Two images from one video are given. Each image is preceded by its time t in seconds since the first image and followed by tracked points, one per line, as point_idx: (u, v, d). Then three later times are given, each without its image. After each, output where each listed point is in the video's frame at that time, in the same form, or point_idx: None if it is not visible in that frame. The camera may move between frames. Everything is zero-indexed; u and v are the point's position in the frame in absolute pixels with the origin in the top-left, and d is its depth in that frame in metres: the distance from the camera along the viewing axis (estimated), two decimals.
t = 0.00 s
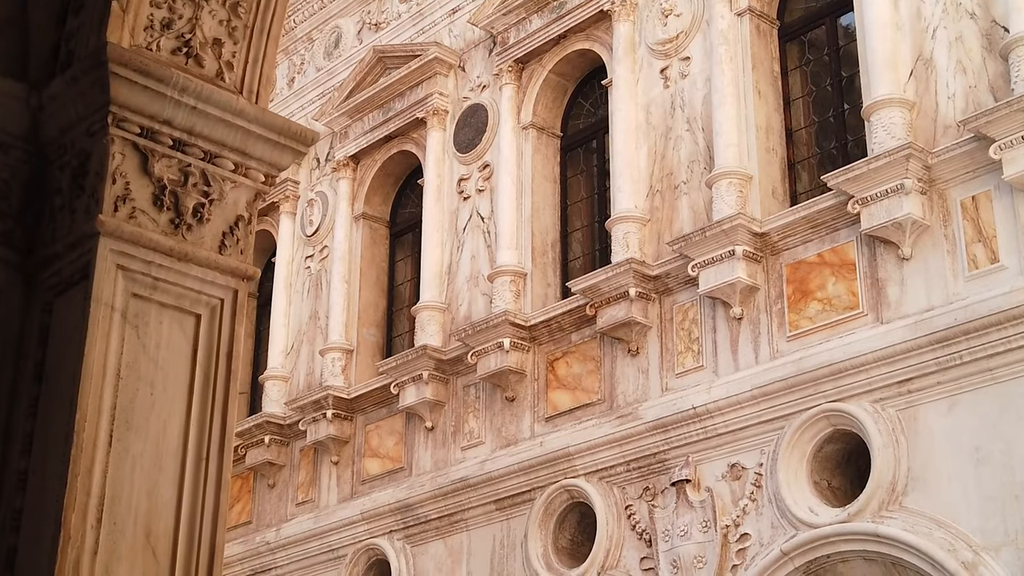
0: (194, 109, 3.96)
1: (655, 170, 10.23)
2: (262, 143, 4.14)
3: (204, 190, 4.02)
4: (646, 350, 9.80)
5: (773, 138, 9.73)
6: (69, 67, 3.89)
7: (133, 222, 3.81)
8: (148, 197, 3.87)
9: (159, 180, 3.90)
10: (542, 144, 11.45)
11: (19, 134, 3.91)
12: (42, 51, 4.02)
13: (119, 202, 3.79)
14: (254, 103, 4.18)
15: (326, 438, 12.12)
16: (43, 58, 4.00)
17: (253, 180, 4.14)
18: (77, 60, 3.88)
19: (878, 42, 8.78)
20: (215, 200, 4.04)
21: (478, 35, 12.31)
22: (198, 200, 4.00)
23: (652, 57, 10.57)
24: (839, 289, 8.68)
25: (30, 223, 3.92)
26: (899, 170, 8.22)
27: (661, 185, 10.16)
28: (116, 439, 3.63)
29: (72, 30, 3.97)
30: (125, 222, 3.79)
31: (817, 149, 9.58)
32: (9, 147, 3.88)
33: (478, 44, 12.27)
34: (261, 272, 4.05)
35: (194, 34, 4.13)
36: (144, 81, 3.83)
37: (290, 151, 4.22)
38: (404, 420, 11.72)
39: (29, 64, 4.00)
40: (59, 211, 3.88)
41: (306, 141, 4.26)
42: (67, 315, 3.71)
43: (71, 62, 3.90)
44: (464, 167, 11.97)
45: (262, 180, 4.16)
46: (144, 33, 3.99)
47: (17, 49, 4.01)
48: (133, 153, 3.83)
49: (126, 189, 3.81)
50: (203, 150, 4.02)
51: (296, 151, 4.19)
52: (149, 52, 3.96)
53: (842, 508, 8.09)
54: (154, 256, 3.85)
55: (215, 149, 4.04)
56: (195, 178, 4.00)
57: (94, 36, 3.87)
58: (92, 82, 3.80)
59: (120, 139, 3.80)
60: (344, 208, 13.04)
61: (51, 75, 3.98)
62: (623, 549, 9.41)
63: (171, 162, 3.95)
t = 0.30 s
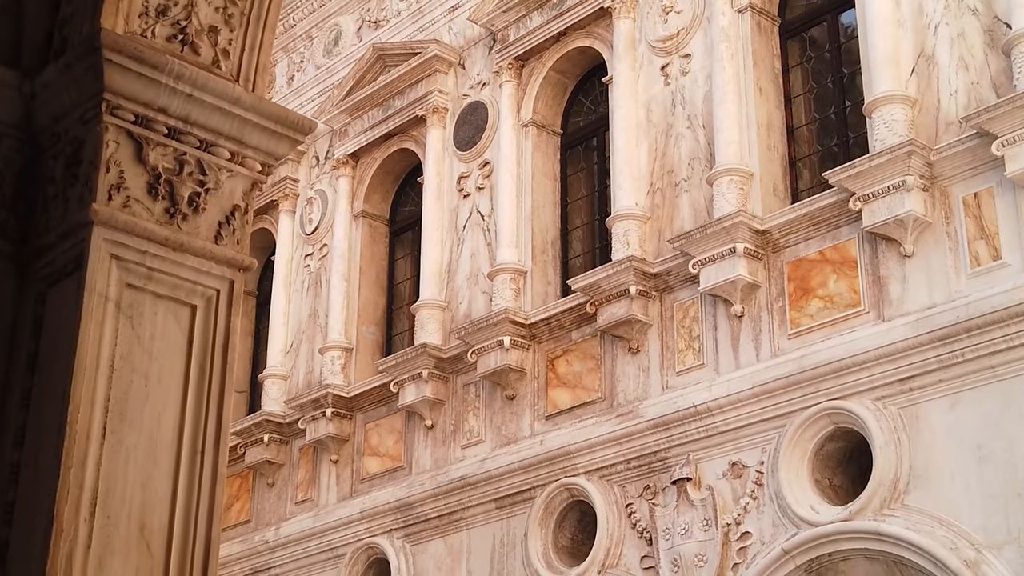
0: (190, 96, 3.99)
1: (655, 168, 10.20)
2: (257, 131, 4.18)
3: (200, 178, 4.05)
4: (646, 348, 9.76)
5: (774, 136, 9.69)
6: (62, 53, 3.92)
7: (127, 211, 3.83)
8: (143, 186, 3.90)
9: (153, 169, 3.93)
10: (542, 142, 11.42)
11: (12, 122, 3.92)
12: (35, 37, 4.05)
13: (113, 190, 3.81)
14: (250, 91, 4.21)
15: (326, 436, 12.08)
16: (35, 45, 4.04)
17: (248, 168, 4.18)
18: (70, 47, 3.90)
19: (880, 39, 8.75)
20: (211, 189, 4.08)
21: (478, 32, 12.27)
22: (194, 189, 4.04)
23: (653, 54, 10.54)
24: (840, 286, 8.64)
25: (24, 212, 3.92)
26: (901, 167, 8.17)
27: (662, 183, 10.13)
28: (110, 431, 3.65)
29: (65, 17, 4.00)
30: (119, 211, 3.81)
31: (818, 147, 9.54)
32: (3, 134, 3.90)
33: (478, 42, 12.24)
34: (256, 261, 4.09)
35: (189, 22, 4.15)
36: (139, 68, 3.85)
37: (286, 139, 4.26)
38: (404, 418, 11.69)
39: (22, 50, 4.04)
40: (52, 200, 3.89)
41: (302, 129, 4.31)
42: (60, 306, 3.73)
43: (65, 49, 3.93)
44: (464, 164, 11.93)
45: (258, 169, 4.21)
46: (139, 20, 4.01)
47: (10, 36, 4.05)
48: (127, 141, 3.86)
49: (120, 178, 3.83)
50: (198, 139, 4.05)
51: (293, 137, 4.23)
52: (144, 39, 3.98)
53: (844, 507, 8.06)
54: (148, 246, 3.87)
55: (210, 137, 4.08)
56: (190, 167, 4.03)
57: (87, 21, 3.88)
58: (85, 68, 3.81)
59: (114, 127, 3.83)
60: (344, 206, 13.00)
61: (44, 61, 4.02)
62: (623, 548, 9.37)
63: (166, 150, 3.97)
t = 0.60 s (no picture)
0: (184, 84, 4.04)
1: (655, 165, 10.16)
2: (254, 120, 4.24)
3: (194, 168, 4.12)
4: (647, 347, 9.73)
5: (775, 133, 9.65)
6: (54, 40, 3.94)
7: (121, 200, 3.90)
8: (137, 174, 3.96)
9: (147, 157, 3.99)
10: (542, 140, 11.38)
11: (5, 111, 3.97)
12: (28, 26, 4.08)
13: (106, 178, 3.87)
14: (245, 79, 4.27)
15: (325, 435, 12.05)
16: (27, 33, 4.07)
17: (244, 158, 4.25)
18: (62, 33, 3.91)
19: (881, 35, 8.71)
20: (206, 178, 4.14)
21: (478, 30, 12.23)
22: (189, 178, 4.10)
23: (653, 52, 10.51)
24: (841, 284, 8.60)
25: (15, 202, 3.98)
26: (903, 164, 8.14)
27: (662, 181, 10.09)
28: (103, 424, 3.71)
29: (57, 5, 4.01)
30: (112, 200, 3.87)
31: (818, 145, 9.52)
32: None
33: (478, 40, 12.20)
34: (251, 253, 4.16)
35: (184, 10, 4.19)
36: (133, 54, 3.90)
37: (283, 129, 4.32)
38: (403, 417, 11.65)
39: (15, 38, 4.06)
40: (44, 189, 3.94)
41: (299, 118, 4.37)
42: (53, 296, 3.78)
43: (57, 36, 3.95)
44: (464, 162, 11.89)
45: (254, 158, 4.27)
46: (133, 8, 4.05)
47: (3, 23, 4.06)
48: (120, 129, 3.91)
49: (113, 166, 3.89)
50: (193, 127, 4.11)
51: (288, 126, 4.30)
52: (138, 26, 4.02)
53: (846, 505, 8.02)
54: (142, 236, 3.93)
55: (205, 126, 4.14)
56: (185, 156, 4.09)
57: (79, 9, 3.89)
58: (77, 55, 3.84)
59: (107, 115, 3.87)
60: (344, 204, 12.97)
61: (37, 50, 4.04)
62: (623, 547, 9.33)
63: (160, 139, 4.04)
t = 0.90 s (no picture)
0: (179, 71, 4.04)
1: (655, 163, 10.12)
2: (249, 109, 4.24)
3: (189, 156, 4.13)
4: (647, 345, 9.69)
5: (776, 130, 9.62)
6: (47, 27, 3.91)
7: (115, 188, 3.90)
8: (131, 162, 3.97)
9: (141, 145, 3.99)
10: (542, 137, 11.34)
11: None
12: (20, 10, 4.03)
13: (100, 167, 3.88)
14: (242, 67, 4.26)
15: (324, 434, 12.01)
16: (19, 18, 4.02)
17: (239, 146, 4.27)
18: (55, 19, 3.90)
19: (882, 32, 8.67)
20: (201, 166, 4.15)
21: (477, 28, 12.20)
22: (183, 166, 4.11)
23: (653, 49, 10.47)
24: (842, 282, 8.56)
25: (8, 190, 3.99)
26: (904, 161, 8.10)
27: (662, 178, 10.05)
28: (95, 416, 3.72)
29: None
30: (106, 188, 3.88)
31: (819, 142, 9.48)
32: None
33: (478, 37, 12.17)
34: (246, 242, 4.17)
35: None
36: (126, 41, 3.89)
37: (278, 118, 4.33)
38: (403, 415, 11.61)
39: (8, 24, 4.02)
40: (37, 176, 3.94)
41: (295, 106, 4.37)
42: (46, 286, 3.79)
43: (50, 22, 3.91)
44: (464, 160, 11.86)
45: (249, 147, 4.29)
46: None
47: None
48: (113, 117, 3.92)
49: (107, 154, 3.89)
50: (187, 115, 4.12)
51: (284, 115, 4.31)
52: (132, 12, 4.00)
53: (847, 503, 7.99)
54: (135, 224, 3.94)
55: (199, 114, 4.15)
56: (179, 144, 4.10)
57: None
58: (69, 41, 3.85)
59: (99, 102, 3.88)
60: (343, 202, 12.93)
61: (29, 35, 4.00)
62: (623, 546, 9.30)
63: (154, 127, 4.04)
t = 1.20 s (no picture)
0: (173, 57, 4.03)
1: (655, 161, 10.09)
2: (245, 97, 4.24)
3: (184, 145, 4.13)
4: (648, 343, 9.66)
5: (777, 128, 9.59)
6: (39, 13, 3.94)
7: (108, 176, 3.91)
8: (124, 150, 3.97)
9: (135, 133, 3.99)
10: (542, 135, 11.31)
11: None
12: None
13: (93, 154, 3.89)
14: (238, 54, 4.23)
15: (324, 433, 11.98)
16: (12, 6, 4.06)
17: (236, 134, 4.27)
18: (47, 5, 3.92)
19: (884, 28, 8.63)
20: (196, 155, 4.15)
21: (477, 25, 12.17)
22: (178, 154, 4.11)
23: (653, 46, 10.43)
24: (844, 279, 8.52)
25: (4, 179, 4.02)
26: (906, 157, 8.06)
27: (663, 175, 10.01)
28: (89, 407, 3.72)
29: None
30: (99, 176, 3.89)
31: (820, 139, 9.45)
32: None
33: (477, 35, 12.13)
34: (242, 231, 4.17)
35: None
36: (119, 26, 3.89)
37: (276, 105, 4.31)
38: (402, 414, 11.58)
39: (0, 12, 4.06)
40: (30, 165, 3.97)
41: (292, 94, 4.36)
42: (40, 275, 3.80)
43: (41, 9, 3.94)
44: (463, 158, 11.83)
45: (246, 135, 4.28)
46: None
47: None
48: (106, 104, 3.92)
49: (100, 142, 3.90)
50: (182, 103, 4.11)
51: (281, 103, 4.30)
52: None
53: (848, 501, 7.95)
54: (130, 213, 3.95)
55: (194, 102, 4.14)
56: (174, 132, 4.10)
57: None
58: (62, 27, 3.86)
59: (93, 89, 3.88)
60: (343, 200, 12.90)
61: (22, 23, 4.04)
62: (624, 545, 9.27)
63: (149, 114, 4.05)
